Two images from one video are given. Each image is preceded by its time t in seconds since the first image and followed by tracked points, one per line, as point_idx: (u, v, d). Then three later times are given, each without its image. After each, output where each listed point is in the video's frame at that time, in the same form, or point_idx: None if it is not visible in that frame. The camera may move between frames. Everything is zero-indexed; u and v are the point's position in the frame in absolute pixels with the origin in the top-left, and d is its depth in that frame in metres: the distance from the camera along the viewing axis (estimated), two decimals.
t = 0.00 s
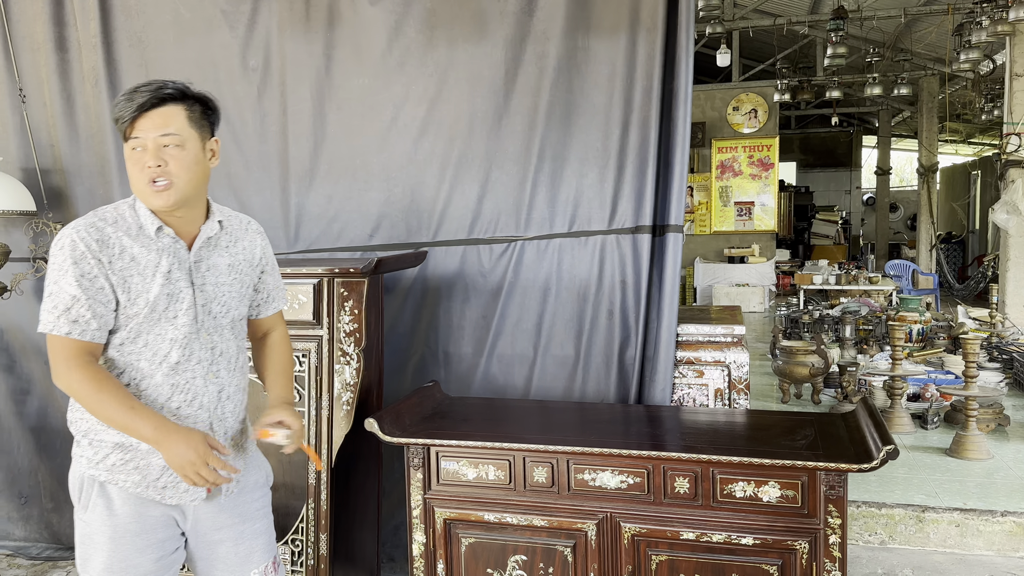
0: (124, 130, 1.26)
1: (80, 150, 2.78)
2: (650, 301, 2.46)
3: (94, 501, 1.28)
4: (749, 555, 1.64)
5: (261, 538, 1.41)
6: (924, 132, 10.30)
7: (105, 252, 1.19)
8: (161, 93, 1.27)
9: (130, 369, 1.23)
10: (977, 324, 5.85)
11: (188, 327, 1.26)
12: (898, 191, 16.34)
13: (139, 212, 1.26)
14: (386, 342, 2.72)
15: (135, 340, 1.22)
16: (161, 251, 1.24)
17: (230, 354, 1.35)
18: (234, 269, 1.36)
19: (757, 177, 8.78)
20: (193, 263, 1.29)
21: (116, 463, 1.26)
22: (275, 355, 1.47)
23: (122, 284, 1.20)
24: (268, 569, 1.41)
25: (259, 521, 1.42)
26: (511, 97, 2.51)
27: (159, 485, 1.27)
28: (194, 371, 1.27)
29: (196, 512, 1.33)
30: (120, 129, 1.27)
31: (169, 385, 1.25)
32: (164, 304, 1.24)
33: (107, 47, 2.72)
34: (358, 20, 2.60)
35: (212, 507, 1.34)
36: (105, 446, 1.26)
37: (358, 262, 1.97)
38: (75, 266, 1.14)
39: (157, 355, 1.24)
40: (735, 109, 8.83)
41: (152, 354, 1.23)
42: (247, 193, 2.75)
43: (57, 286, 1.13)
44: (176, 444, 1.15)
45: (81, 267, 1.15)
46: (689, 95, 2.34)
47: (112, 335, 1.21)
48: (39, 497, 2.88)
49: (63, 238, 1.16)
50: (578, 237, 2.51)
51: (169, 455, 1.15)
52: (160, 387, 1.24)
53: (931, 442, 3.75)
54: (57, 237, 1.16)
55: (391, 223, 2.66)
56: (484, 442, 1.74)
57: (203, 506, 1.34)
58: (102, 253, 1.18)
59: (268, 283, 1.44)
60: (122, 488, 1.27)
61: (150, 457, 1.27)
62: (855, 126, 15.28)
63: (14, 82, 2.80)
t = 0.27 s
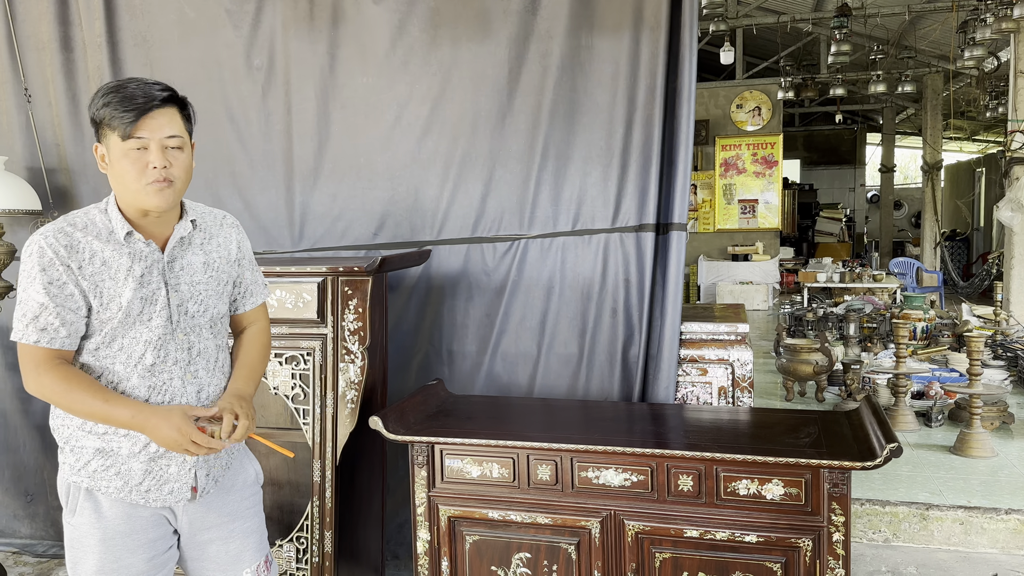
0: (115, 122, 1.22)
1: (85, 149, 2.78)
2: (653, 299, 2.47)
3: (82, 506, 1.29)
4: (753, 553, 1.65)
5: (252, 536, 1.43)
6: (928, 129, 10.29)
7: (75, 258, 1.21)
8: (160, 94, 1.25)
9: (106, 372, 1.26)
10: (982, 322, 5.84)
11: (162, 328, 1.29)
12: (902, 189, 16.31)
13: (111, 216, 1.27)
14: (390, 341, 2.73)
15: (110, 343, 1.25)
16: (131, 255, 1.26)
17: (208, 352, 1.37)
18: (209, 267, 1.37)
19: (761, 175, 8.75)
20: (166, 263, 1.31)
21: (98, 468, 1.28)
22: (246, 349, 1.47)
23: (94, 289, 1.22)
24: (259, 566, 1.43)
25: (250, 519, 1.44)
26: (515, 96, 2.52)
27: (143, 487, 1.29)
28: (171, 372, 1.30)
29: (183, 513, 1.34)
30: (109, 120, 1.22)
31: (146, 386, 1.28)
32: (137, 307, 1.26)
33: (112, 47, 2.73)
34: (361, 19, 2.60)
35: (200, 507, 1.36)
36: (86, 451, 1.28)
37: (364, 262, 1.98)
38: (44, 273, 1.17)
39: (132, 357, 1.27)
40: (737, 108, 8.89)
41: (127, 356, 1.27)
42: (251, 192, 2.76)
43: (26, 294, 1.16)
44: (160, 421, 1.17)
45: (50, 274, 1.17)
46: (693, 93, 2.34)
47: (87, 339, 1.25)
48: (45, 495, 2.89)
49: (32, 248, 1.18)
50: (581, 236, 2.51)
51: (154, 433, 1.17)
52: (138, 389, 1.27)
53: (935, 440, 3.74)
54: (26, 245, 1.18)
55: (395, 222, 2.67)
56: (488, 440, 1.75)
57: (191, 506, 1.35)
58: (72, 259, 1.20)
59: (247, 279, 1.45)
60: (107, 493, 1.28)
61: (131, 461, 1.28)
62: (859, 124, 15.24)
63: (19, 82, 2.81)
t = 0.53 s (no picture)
0: (154, 124, 1.21)
1: (87, 146, 2.79)
2: (655, 295, 2.47)
3: (94, 504, 1.28)
4: (754, 549, 1.65)
5: (257, 525, 1.46)
6: (931, 126, 10.26)
7: (73, 260, 1.19)
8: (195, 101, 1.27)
9: (110, 370, 1.26)
10: (985, 318, 5.83)
11: (164, 321, 1.30)
12: (906, 185, 16.27)
13: (99, 214, 1.25)
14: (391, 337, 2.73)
15: (113, 341, 1.25)
16: (129, 253, 1.26)
17: (207, 341, 1.40)
18: (199, 258, 1.40)
19: (764, 172, 8.74)
20: (160, 258, 1.32)
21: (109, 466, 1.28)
22: (241, 332, 1.50)
23: (95, 289, 1.22)
24: (264, 555, 1.46)
25: (252, 509, 1.47)
26: (517, 92, 2.52)
27: (157, 479, 1.30)
28: (177, 364, 1.32)
29: (195, 503, 1.37)
30: (147, 120, 1.20)
31: (154, 380, 1.29)
32: (138, 303, 1.27)
33: (115, 43, 2.73)
34: (363, 15, 2.60)
35: (210, 497, 1.38)
36: (95, 451, 1.27)
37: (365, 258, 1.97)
38: (44, 278, 1.15)
39: (137, 353, 1.27)
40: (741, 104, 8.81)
41: (132, 352, 1.27)
42: (254, 189, 2.76)
43: (23, 301, 1.14)
44: (168, 416, 1.19)
45: (45, 280, 1.15)
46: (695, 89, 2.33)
47: (87, 340, 1.24)
48: (49, 491, 2.90)
49: (27, 253, 1.16)
50: (583, 232, 2.51)
51: (164, 430, 1.18)
52: (146, 383, 1.28)
53: (938, 437, 3.74)
54: (18, 250, 1.16)
55: (397, 218, 2.67)
56: (490, 436, 1.75)
57: (201, 497, 1.37)
58: (71, 262, 1.19)
59: (233, 266, 1.49)
60: (121, 489, 1.29)
61: (142, 455, 1.29)
62: (862, 120, 15.20)
63: (22, 78, 2.81)
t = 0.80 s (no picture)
0: (184, 130, 1.22)
1: (87, 142, 2.79)
2: (656, 291, 2.47)
3: (111, 502, 1.29)
4: (755, 544, 1.65)
5: (259, 509, 1.53)
6: (932, 121, 10.24)
7: (87, 261, 1.18)
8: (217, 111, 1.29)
9: (122, 369, 1.27)
10: (986, 314, 5.83)
11: (173, 318, 1.33)
12: (906, 181, 16.25)
13: (103, 212, 1.24)
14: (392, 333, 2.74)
15: (126, 339, 1.26)
16: (140, 253, 1.27)
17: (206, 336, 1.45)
18: (192, 255, 1.44)
19: (764, 168, 8.72)
20: (164, 257, 1.34)
21: (127, 462, 1.28)
22: (225, 323, 1.58)
23: (109, 290, 1.21)
24: (265, 540, 1.53)
25: (252, 496, 1.53)
26: (517, 88, 2.51)
27: (175, 472, 1.33)
28: (187, 359, 1.35)
29: (205, 492, 1.42)
30: (178, 127, 1.21)
31: (168, 376, 1.31)
32: (150, 302, 1.28)
33: (115, 39, 2.73)
34: (364, 11, 2.60)
35: (217, 486, 1.44)
36: (110, 449, 1.27)
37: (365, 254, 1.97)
38: (60, 281, 1.13)
39: (150, 350, 1.29)
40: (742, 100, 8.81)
41: (145, 350, 1.28)
42: (254, 185, 2.76)
43: (37, 305, 1.11)
44: (182, 415, 1.18)
45: (61, 282, 1.14)
46: (696, 85, 2.33)
47: (99, 341, 1.23)
48: (50, 487, 2.90)
49: (39, 256, 1.13)
50: (584, 228, 2.51)
51: (177, 430, 1.18)
52: (161, 378, 1.30)
53: (939, 433, 3.74)
54: (30, 252, 1.13)
55: (397, 214, 2.67)
56: (491, 432, 1.75)
57: (210, 485, 1.43)
58: (85, 263, 1.18)
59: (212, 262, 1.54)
60: (139, 484, 1.30)
61: (159, 449, 1.31)
62: (863, 116, 15.18)
63: (22, 74, 2.81)
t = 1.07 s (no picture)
0: (209, 137, 1.28)
1: (87, 141, 2.78)
2: (656, 290, 2.48)
3: (120, 502, 1.28)
4: (756, 541, 1.66)
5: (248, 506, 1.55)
6: (929, 119, 10.27)
7: (107, 261, 1.19)
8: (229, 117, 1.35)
9: (135, 370, 1.27)
10: (983, 312, 5.85)
11: (182, 318, 1.35)
12: (904, 179, 16.28)
13: (116, 213, 1.25)
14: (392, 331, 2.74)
15: (140, 340, 1.26)
16: (154, 253, 1.29)
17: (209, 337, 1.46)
18: (193, 256, 1.47)
19: (762, 165, 8.73)
20: (172, 258, 1.36)
21: (139, 463, 1.29)
22: (209, 324, 1.57)
23: (127, 290, 1.22)
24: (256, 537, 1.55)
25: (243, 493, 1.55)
26: (517, 86, 2.52)
27: (185, 471, 1.34)
28: (195, 360, 1.37)
29: (207, 490, 1.42)
30: (206, 134, 1.26)
31: (179, 377, 1.32)
32: (163, 302, 1.30)
33: (114, 38, 2.72)
34: (364, 9, 2.60)
35: (217, 482, 1.45)
36: (121, 451, 1.27)
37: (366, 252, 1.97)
38: (84, 281, 1.13)
39: (162, 351, 1.30)
40: (739, 97, 8.79)
41: (157, 351, 1.29)
42: (255, 184, 2.76)
43: (62, 304, 1.11)
44: (206, 408, 1.22)
45: (85, 282, 1.14)
46: (696, 83, 2.34)
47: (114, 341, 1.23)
48: (50, 486, 2.89)
49: (61, 255, 1.13)
50: (584, 227, 2.51)
51: (199, 424, 1.21)
52: (172, 379, 1.31)
53: (937, 430, 3.76)
54: (50, 252, 1.12)
55: (398, 213, 2.67)
56: (493, 430, 1.76)
57: (211, 482, 1.44)
58: (105, 263, 1.18)
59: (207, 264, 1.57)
60: (150, 484, 1.30)
61: (170, 449, 1.32)
62: (860, 114, 15.20)
63: (22, 73, 2.80)
